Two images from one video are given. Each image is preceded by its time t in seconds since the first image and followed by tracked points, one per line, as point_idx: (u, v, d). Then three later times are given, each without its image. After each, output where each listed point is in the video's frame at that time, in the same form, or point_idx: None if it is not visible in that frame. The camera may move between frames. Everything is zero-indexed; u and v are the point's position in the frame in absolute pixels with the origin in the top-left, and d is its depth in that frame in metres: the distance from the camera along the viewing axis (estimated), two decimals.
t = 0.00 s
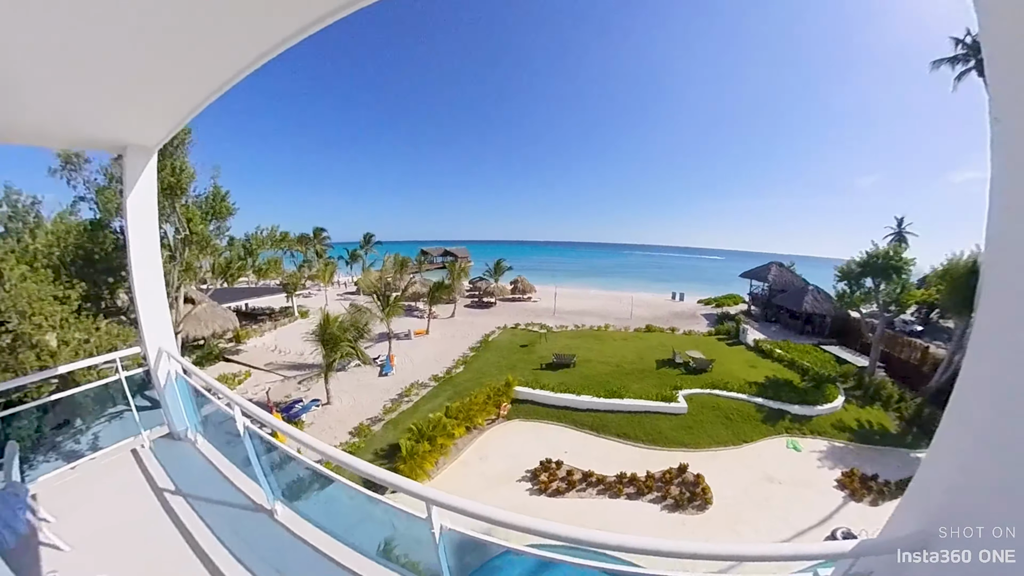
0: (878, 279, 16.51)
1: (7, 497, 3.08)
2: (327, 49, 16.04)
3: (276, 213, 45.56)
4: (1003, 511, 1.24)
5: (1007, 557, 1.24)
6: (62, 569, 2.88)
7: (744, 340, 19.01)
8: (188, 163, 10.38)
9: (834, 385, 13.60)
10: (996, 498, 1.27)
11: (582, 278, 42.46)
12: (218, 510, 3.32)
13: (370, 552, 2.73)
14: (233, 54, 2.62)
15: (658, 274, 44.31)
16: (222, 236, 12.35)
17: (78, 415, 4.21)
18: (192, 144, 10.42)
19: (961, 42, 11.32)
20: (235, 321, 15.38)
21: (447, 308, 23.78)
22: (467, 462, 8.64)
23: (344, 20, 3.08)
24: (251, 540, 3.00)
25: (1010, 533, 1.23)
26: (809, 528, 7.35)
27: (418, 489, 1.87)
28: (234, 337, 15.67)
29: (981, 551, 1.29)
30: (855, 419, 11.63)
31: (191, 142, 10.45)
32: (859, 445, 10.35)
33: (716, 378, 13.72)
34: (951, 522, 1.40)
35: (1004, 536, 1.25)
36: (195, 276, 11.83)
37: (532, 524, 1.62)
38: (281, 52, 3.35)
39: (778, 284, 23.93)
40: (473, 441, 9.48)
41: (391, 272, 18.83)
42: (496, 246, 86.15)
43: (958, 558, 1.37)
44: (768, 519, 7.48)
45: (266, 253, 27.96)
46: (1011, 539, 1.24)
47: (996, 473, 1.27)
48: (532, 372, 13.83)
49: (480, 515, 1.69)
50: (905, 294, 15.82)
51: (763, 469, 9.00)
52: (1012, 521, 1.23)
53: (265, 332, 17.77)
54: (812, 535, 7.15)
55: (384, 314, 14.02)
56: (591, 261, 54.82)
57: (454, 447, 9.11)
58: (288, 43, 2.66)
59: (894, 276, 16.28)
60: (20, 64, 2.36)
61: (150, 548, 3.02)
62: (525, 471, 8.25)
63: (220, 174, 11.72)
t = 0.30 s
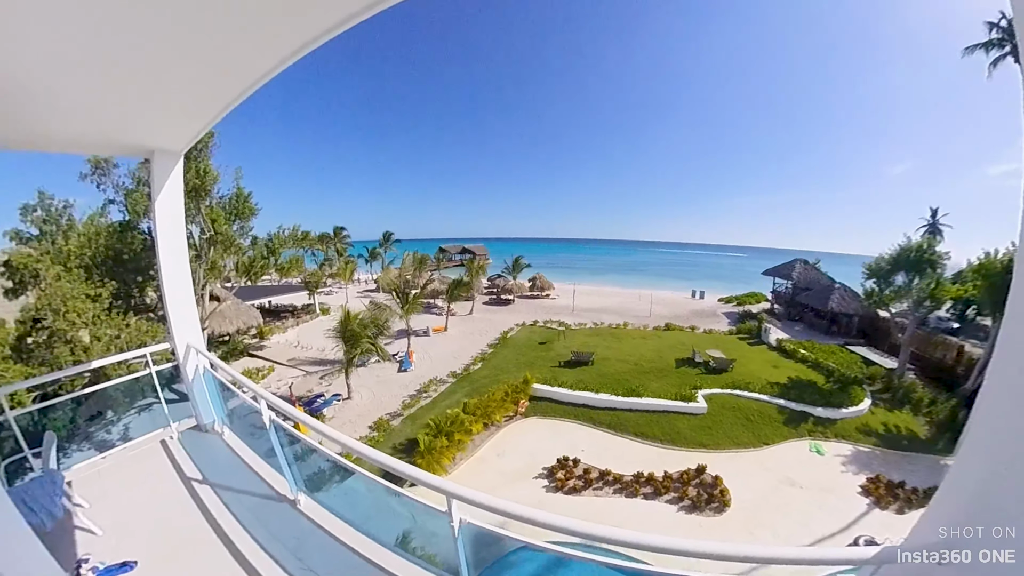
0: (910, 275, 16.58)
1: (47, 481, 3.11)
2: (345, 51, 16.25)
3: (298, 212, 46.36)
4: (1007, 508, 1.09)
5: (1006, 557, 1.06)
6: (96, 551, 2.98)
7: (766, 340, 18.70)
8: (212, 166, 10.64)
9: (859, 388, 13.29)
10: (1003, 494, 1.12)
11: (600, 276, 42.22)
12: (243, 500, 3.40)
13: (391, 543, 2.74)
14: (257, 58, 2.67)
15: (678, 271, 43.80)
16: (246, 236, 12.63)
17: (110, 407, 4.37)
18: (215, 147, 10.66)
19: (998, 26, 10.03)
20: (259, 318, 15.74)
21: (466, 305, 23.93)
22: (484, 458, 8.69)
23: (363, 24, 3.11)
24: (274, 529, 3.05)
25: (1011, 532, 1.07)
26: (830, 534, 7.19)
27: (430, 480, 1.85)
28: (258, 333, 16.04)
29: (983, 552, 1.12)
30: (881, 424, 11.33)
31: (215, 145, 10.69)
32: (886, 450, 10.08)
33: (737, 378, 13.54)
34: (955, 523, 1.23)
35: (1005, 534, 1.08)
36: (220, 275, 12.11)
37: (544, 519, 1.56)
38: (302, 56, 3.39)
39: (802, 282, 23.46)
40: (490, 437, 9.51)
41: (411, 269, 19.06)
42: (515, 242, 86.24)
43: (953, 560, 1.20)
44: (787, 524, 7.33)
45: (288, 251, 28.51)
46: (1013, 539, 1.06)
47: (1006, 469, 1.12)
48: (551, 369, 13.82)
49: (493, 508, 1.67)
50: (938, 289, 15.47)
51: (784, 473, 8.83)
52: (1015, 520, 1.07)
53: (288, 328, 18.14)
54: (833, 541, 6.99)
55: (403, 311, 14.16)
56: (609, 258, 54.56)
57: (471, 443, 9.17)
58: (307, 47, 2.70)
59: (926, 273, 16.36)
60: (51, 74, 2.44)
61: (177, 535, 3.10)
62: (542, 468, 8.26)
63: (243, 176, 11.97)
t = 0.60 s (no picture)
0: (939, 279, 15.83)
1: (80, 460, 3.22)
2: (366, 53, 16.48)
3: (319, 207, 47.01)
4: (1011, 508, 1.01)
5: (1005, 556, 0.96)
6: (126, 529, 3.04)
7: (788, 343, 18.36)
8: (239, 163, 10.85)
9: (883, 396, 12.97)
10: (1009, 493, 1.04)
11: (619, 275, 41.92)
12: (269, 485, 3.46)
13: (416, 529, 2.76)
14: (293, 54, 2.71)
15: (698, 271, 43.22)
16: (269, 230, 12.88)
17: (137, 393, 4.54)
18: (241, 144, 10.86)
19: None
20: (281, 310, 16.04)
21: (484, 302, 24.01)
22: (500, 453, 8.73)
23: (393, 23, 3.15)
24: (300, 513, 3.09)
25: (1012, 533, 0.99)
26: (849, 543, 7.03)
27: (461, 465, 1.85)
28: (279, 325, 16.36)
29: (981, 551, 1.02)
30: (905, 434, 11.06)
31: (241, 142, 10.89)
32: (909, 461, 9.81)
33: (756, 381, 13.34)
34: (956, 523, 1.15)
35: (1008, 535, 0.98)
36: (243, 268, 12.37)
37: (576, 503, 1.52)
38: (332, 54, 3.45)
39: (826, 285, 22.95)
40: (505, 433, 9.54)
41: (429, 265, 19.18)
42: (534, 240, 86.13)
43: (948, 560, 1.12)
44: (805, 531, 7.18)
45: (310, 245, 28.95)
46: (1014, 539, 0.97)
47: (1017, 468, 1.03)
48: (567, 367, 13.79)
49: (524, 491, 1.66)
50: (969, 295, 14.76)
51: (802, 480, 8.66)
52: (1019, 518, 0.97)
53: (309, 321, 18.45)
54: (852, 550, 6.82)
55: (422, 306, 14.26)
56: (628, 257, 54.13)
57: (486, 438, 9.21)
58: (343, 45, 2.76)
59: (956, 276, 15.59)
60: (98, 69, 2.52)
61: (205, 517, 3.15)
62: (556, 466, 8.26)
63: (267, 172, 12.17)
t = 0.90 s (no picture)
0: (972, 280, 15.19)
1: (119, 443, 3.41)
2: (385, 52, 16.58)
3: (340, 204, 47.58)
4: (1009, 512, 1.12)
5: (1004, 556, 1.08)
6: (158, 509, 3.12)
7: (810, 347, 18.00)
8: (262, 164, 11.06)
9: (908, 404, 12.64)
10: (1013, 497, 1.12)
11: (637, 274, 41.49)
12: (294, 471, 3.50)
13: (439, 518, 2.76)
14: (326, 58, 2.76)
15: (718, 272, 42.52)
16: (290, 229, 13.09)
17: (164, 383, 4.68)
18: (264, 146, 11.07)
19: None
20: (302, 307, 16.30)
21: (501, 301, 24.05)
22: (517, 450, 8.76)
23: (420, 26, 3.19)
24: (323, 498, 3.12)
25: (1010, 533, 1.09)
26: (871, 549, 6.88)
27: (495, 452, 1.90)
28: (300, 321, 16.63)
29: (982, 552, 1.14)
30: (930, 443, 10.78)
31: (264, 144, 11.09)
32: (933, 472, 9.56)
33: (776, 385, 13.12)
34: (965, 526, 1.25)
35: (1005, 535, 1.10)
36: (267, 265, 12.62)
37: (603, 490, 1.59)
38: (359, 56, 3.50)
39: (852, 287, 22.39)
40: (522, 431, 9.56)
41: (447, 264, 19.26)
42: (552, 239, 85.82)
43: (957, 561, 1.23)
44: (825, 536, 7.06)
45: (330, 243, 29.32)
46: (1013, 538, 1.09)
47: None
48: (584, 367, 13.75)
49: (554, 479, 1.70)
50: (1002, 298, 13.98)
51: (822, 486, 8.47)
52: (1015, 521, 1.09)
53: (329, 318, 18.70)
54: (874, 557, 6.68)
55: (440, 304, 14.33)
56: (647, 256, 53.60)
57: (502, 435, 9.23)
58: (373, 50, 2.82)
59: (990, 277, 14.85)
60: (138, 75, 2.60)
61: (231, 501, 3.20)
62: (572, 464, 8.24)
63: (289, 172, 12.36)
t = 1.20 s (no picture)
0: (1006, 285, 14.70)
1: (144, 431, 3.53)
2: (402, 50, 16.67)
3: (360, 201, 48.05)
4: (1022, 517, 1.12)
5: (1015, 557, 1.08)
6: (180, 497, 3.21)
7: (833, 351, 17.62)
8: (283, 162, 11.25)
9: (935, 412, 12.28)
10: None
11: (656, 274, 41.02)
12: (312, 463, 3.55)
13: (454, 514, 2.76)
14: (343, 59, 2.77)
15: (739, 273, 41.81)
16: (311, 226, 13.28)
17: (188, 374, 4.77)
18: (286, 145, 11.26)
19: None
20: (321, 303, 16.53)
21: (518, 299, 24.06)
22: (531, 448, 8.78)
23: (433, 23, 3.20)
24: (338, 490, 3.16)
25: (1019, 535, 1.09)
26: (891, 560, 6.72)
27: (508, 448, 1.92)
28: (320, 317, 16.87)
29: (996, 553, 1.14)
30: (957, 454, 10.45)
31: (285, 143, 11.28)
32: (959, 484, 9.28)
33: (797, 389, 12.89)
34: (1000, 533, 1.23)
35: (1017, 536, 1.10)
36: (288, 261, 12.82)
37: (616, 490, 1.60)
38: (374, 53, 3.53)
39: (877, 290, 21.84)
40: (537, 429, 9.56)
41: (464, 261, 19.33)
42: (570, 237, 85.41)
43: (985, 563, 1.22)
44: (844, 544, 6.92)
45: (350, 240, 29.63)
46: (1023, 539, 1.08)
47: None
48: (600, 367, 13.69)
49: (567, 477, 1.71)
50: None
51: (842, 495, 8.29)
52: None
53: (348, 313, 18.94)
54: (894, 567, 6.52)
55: (458, 302, 14.40)
56: (666, 256, 52.97)
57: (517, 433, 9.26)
58: (384, 53, 2.84)
59: None
60: (163, 77, 2.66)
61: (250, 490, 3.27)
62: (586, 464, 8.21)
63: (309, 171, 12.53)
